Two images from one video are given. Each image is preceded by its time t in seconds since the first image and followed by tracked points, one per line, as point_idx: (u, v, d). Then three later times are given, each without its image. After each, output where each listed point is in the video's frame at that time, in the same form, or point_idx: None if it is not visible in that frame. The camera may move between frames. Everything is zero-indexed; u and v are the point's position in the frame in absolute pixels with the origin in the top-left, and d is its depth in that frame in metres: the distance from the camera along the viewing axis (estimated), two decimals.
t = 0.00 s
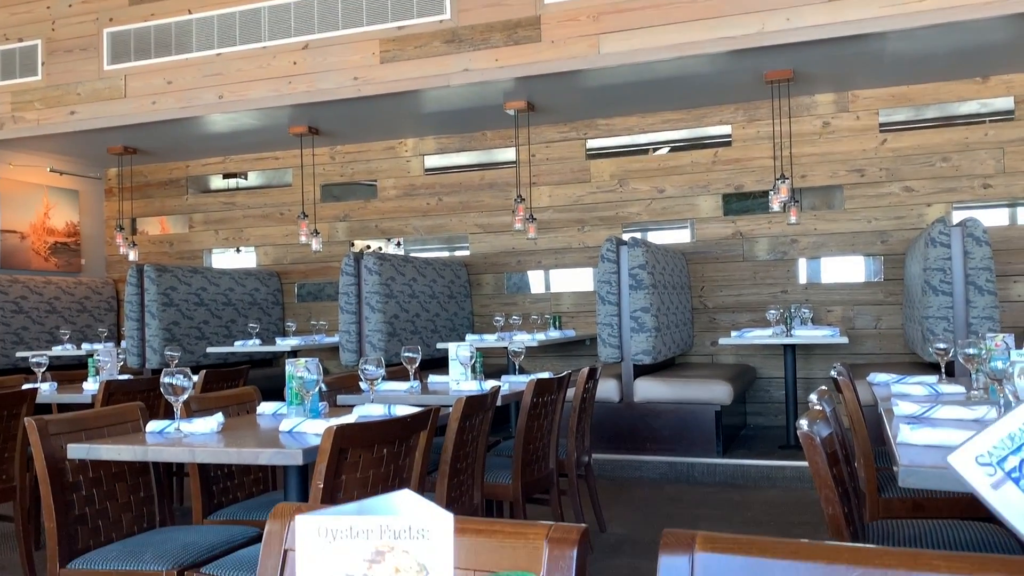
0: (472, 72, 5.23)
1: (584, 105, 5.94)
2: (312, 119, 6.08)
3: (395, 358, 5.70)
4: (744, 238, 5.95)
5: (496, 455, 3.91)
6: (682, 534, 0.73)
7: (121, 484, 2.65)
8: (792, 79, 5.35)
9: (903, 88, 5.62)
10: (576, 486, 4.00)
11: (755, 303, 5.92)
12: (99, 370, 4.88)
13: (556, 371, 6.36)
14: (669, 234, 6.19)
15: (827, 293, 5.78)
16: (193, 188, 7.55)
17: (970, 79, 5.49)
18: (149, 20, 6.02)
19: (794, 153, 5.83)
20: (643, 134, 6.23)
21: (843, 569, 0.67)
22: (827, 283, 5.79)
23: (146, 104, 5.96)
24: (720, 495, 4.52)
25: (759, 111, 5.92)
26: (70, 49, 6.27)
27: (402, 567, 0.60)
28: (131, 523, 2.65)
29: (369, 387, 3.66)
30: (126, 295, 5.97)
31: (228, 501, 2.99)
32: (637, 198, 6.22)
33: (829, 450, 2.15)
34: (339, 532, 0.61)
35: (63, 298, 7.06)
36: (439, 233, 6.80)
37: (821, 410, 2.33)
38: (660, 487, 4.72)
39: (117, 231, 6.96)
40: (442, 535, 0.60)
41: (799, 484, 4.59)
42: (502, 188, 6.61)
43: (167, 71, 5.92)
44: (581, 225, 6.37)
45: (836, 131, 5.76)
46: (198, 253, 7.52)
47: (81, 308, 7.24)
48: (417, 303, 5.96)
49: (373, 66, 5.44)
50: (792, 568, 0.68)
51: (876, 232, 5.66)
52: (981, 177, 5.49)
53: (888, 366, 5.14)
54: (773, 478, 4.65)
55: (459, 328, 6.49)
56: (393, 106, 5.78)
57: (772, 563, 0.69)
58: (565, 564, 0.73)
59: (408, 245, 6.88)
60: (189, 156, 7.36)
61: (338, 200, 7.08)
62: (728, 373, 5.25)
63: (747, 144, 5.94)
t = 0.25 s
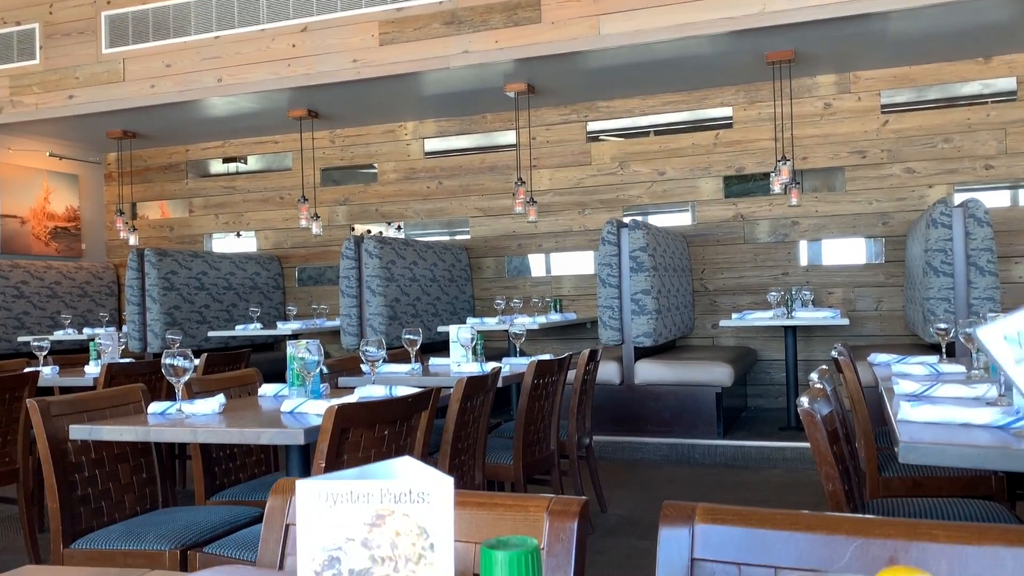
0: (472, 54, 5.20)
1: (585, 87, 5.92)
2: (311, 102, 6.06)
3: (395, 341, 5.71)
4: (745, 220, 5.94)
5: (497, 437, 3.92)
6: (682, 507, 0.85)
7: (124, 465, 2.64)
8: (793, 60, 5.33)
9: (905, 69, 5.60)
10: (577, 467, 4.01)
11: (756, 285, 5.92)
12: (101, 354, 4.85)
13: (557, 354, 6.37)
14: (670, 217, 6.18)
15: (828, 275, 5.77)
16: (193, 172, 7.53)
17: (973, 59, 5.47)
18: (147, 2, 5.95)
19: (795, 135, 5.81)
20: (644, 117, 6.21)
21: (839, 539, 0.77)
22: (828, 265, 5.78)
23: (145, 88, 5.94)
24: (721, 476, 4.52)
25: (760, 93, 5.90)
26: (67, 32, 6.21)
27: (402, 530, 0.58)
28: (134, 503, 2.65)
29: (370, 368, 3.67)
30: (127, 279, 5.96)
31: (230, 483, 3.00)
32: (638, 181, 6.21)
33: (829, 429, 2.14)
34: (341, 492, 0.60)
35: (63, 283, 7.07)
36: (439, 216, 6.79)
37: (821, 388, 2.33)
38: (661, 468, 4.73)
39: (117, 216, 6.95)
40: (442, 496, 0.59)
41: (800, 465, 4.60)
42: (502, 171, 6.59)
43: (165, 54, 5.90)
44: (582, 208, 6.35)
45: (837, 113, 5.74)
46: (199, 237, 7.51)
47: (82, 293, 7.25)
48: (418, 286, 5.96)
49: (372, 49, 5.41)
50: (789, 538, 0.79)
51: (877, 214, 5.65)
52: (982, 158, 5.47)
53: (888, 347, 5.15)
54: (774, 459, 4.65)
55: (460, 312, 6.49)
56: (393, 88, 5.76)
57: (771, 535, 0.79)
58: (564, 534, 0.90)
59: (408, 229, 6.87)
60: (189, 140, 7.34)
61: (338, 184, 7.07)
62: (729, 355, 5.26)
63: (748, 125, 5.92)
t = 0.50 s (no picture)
0: (473, 37, 5.18)
1: (587, 71, 5.89)
2: (313, 87, 6.04)
3: (399, 327, 5.72)
4: (749, 204, 5.92)
5: (500, 421, 3.93)
6: (683, 484, 0.85)
7: (130, 449, 2.65)
8: (797, 42, 5.30)
9: (910, 50, 5.57)
10: (579, 450, 4.02)
11: (760, 269, 5.92)
12: (105, 340, 4.85)
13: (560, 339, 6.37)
14: (673, 201, 6.16)
15: (831, 258, 5.76)
16: (195, 158, 7.53)
17: (978, 40, 5.43)
18: None
19: (798, 118, 5.79)
20: (647, 100, 6.19)
21: (841, 516, 0.78)
22: (831, 249, 5.77)
23: (147, 73, 5.93)
24: (724, 459, 4.53)
25: (764, 76, 5.87)
26: (68, 18, 6.21)
27: (402, 501, 0.59)
28: (139, 487, 2.67)
29: (373, 353, 3.67)
30: (131, 266, 5.97)
31: (235, 466, 3.01)
32: (641, 165, 6.19)
33: (832, 410, 2.14)
34: (342, 464, 0.60)
35: (67, 270, 7.08)
36: (442, 202, 6.78)
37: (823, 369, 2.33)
38: (664, 452, 4.73)
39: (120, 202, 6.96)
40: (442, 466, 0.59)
41: (803, 448, 4.60)
42: (505, 156, 6.58)
43: (166, 40, 5.89)
44: (585, 193, 6.34)
45: (841, 96, 5.71)
46: (202, 224, 7.52)
47: (85, 280, 7.27)
48: (421, 272, 5.96)
49: (374, 33, 5.39)
50: (792, 514, 0.79)
51: (881, 197, 5.63)
52: (987, 140, 5.44)
53: (892, 330, 5.14)
54: (777, 442, 4.66)
55: (463, 297, 6.49)
56: (395, 73, 5.74)
57: (773, 511, 0.80)
58: (566, 511, 0.90)
59: (411, 215, 6.87)
60: (191, 126, 7.34)
61: (341, 170, 7.06)
62: (732, 339, 5.26)
63: (751, 109, 5.90)
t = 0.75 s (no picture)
0: (479, 23, 5.15)
1: (594, 56, 5.86)
2: (318, 74, 6.03)
3: (406, 314, 5.72)
4: (756, 189, 5.89)
5: (507, 406, 3.93)
6: (689, 464, 0.87)
7: (138, 434, 2.66)
8: (805, 26, 5.26)
9: (919, 34, 5.52)
10: (587, 436, 4.02)
11: (767, 255, 5.90)
12: (114, 327, 4.87)
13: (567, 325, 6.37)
14: (681, 186, 6.14)
15: (839, 244, 5.74)
16: (201, 147, 7.53)
17: (988, 23, 5.39)
18: None
19: (806, 102, 5.75)
20: (654, 86, 6.16)
21: (847, 494, 0.78)
22: (839, 234, 5.75)
23: (152, 61, 5.92)
24: (732, 445, 4.52)
25: (772, 60, 5.83)
26: (74, 6, 6.21)
27: (408, 473, 0.54)
28: (148, 472, 2.68)
29: (381, 338, 3.67)
30: (139, 254, 5.99)
31: (243, 451, 3.02)
32: (648, 151, 6.16)
33: (840, 393, 2.13)
34: (345, 438, 0.55)
35: (75, 258, 7.11)
36: (448, 189, 6.77)
37: (831, 352, 2.32)
38: (672, 437, 4.73)
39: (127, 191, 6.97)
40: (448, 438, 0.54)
41: (811, 433, 4.59)
42: (511, 142, 6.56)
43: (172, 28, 5.88)
44: (591, 179, 6.33)
45: (849, 80, 5.67)
46: (209, 212, 7.53)
47: (93, 268, 7.29)
48: (427, 259, 5.96)
49: (379, 19, 5.37)
50: (797, 492, 0.79)
51: (890, 182, 5.60)
52: (997, 124, 5.40)
53: (900, 316, 5.13)
54: (784, 428, 4.65)
55: (469, 284, 6.49)
56: (401, 59, 5.72)
57: (779, 489, 0.81)
58: (572, 490, 0.90)
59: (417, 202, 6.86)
60: (197, 114, 7.33)
61: (347, 157, 7.06)
62: (740, 325, 5.25)
63: (759, 93, 5.86)
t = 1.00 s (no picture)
0: (490, 11, 5.13)
1: (606, 44, 5.83)
2: (330, 63, 6.03)
3: (417, 303, 5.72)
4: (770, 177, 5.86)
5: (519, 395, 3.93)
6: (701, 447, 0.86)
7: (152, 422, 2.67)
8: (819, 12, 5.21)
9: (935, 19, 5.46)
10: (599, 424, 4.02)
11: (781, 244, 5.87)
12: (128, 317, 4.90)
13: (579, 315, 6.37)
14: (693, 175, 6.11)
15: (853, 232, 5.70)
16: (214, 137, 7.55)
17: (1005, 8, 5.32)
18: None
19: (820, 90, 5.71)
20: (666, 73, 6.13)
21: (860, 476, 0.77)
22: (853, 222, 5.71)
23: (165, 51, 5.93)
24: (744, 434, 4.51)
25: (785, 47, 5.78)
26: None
27: (417, 451, 0.53)
28: (162, 459, 2.69)
29: (392, 327, 3.68)
30: (152, 244, 6.02)
31: (256, 439, 3.03)
32: (660, 139, 6.13)
33: (853, 380, 2.11)
34: (356, 416, 0.54)
35: (90, 249, 7.16)
36: (460, 178, 6.77)
37: (845, 339, 2.30)
38: (684, 426, 4.72)
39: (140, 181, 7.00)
40: (457, 417, 0.52)
41: (824, 422, 4.57)
42: (523, 131, 6.54)
43: (184, 18, 5.88)
44: (603, 168, 6.30)
45: (864, 66, 5.61)
46: (222, 202, 7.56)
47: (108, 259, 7.34)
48: (439, 248, 5.96)
49: (390, 8, 5.35)
50: (808, 476, 0.79)
51: (905, 169, 5.55)
52: (1013, 111, 5.35)
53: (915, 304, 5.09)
54: (797, 417, 4.63)
55: (481, 274, 6.49)
56: (412, 48, 5.71)
57: (790, 472, 0.80)
58: (583, 473, 0.90)
59: (429, 192, 6.86)
60: (210, 104, 7.35)
61: (358, 147, 7.06)
62: (753, 314, 5.22)
63: (772, 81, 5.82)
